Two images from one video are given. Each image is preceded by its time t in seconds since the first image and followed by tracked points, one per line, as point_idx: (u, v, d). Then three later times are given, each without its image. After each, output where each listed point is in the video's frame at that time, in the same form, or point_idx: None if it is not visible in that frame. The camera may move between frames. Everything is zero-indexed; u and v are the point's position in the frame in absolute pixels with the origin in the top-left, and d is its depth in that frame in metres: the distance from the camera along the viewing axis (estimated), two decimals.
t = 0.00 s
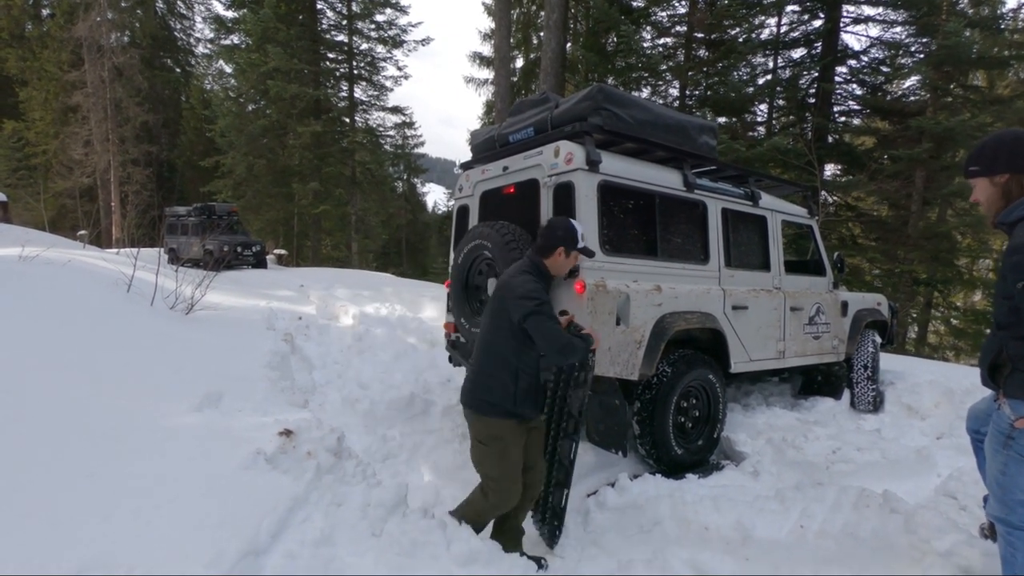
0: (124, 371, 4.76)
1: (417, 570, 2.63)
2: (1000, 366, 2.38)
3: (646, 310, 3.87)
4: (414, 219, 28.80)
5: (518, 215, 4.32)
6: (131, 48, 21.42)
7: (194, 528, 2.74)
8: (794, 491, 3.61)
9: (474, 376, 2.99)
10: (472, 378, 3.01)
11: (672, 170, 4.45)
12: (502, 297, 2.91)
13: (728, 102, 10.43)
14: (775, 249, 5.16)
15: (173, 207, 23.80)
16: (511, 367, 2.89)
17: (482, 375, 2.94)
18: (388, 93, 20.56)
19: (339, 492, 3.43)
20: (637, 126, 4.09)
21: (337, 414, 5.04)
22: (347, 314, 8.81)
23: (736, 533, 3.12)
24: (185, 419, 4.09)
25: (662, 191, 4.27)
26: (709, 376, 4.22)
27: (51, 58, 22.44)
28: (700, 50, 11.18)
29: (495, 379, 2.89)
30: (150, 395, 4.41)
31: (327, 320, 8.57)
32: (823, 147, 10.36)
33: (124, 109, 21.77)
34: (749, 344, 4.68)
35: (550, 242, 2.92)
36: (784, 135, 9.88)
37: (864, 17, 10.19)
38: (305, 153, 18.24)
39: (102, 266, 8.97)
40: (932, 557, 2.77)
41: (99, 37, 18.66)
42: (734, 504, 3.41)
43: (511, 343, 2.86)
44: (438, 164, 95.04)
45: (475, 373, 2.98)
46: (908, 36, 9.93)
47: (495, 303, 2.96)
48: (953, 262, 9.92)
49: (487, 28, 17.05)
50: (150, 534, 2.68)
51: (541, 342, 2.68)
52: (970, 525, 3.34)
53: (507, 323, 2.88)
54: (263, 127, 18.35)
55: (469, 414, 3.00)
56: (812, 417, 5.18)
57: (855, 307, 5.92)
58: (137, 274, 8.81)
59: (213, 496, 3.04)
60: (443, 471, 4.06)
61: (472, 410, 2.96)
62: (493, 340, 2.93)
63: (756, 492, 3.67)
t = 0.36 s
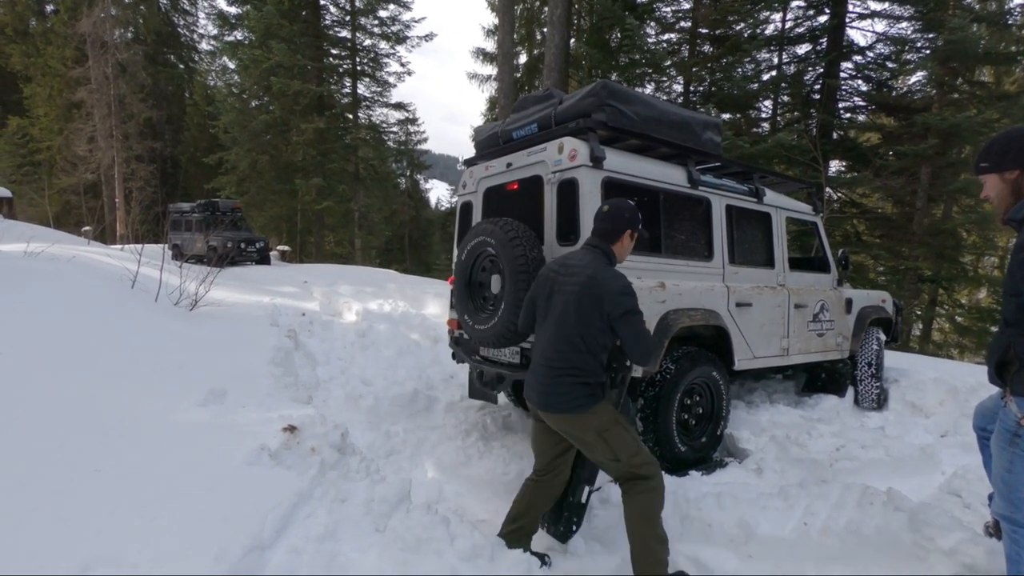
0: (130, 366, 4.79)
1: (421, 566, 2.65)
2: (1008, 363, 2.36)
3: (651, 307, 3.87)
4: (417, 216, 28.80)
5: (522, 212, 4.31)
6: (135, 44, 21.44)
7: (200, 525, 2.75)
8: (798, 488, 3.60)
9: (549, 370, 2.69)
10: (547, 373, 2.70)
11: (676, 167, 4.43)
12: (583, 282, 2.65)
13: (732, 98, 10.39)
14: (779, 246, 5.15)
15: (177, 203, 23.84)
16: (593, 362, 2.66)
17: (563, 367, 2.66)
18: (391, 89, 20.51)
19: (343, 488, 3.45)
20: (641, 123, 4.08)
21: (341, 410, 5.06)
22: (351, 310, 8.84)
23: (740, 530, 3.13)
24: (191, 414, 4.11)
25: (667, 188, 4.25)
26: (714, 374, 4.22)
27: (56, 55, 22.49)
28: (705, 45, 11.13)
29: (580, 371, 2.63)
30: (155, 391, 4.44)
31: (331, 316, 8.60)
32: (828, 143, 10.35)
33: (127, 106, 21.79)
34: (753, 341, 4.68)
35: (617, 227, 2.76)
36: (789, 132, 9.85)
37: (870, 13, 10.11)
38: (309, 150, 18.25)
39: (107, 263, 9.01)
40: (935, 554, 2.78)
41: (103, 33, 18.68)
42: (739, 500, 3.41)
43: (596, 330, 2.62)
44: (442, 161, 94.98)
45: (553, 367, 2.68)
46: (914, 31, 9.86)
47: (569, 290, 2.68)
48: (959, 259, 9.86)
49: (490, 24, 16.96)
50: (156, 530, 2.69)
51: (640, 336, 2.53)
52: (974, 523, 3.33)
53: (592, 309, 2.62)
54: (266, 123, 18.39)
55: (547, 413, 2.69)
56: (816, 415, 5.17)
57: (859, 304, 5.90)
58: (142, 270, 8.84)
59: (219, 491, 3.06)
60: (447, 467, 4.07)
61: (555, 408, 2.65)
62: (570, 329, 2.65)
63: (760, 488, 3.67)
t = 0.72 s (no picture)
0: (136, 364, 4.82)
1: (425, 561, 2.67)
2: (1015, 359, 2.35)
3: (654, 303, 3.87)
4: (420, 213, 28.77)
5: (524, 209, 4.31)
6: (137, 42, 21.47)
7: (205, 521, 2.76)
8: (802, 484, 3.60)
9: (671, 403, 2.36)
10: (664, 404, 2.36)
11: (679, 163, 4.42)
12: (708, 303, 2.35)
13: (736, 94, 10.36)
14: (783, 242, 5.14)
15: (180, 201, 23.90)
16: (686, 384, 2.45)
17: (685, 397, 2.38)
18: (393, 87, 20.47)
19: (348, 485, 3.47)
20: (645, 119, 4.07)
21: (346, 407, 5.08)
22: (355, 308, 8.87)
23: (745, 526, 3.13)
24: (196, 411, 4.14)
25: (670, 184, 4.24)
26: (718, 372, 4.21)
27: (59, 54, 22.54)
28: (708, 41, 11.08)
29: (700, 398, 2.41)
30: (160, 388, 4.47)
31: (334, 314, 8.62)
32: (833, 138, 10.37)
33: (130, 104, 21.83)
34: (757, 338, 4.67)
35: (707, 231, 2.54)
36: (792, 127, 9.82)
37: (874, 7, 10.05)
38: (312, 148, 18.26)
39: (113, 261, 9.05)
40: (939, 551, 2.78)
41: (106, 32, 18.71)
42: (744, 497, 3.41)
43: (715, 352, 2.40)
44: (444, 158, 94.86)
45: (672, 398, 2.36)
46: (919, 25, 9.79)
47: (688, 308, 2.34)
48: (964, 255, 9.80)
49: (492, 20, 16.88)
50: (162, 526, 2.71)
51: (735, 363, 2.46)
52: (978, 520, 3.33)
53: (716, 331, 2.38)
54: (270, 121, 18.48)
55: (664, 450, 2.38)
56: (820, 411, 5.16)
57: (863, 300, 5.90)
58: (146, 268, 8.88)
59: (223, 487, 3.08)
60: (451, 464, 4.08)
61: (678, 444, 2.38)
62: (690, 355, 2.36)
63: (764, 485, 3.67)
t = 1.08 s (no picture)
0: (139, 365, 4.84)
1: (429, 562, 2.66)
2: (1021, 358, 2.34)
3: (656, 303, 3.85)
4: (422, 213, 28.77)
5: (527, 210, 4.32)
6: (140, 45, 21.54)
7: (210, 522, 2.77)
8: (806, 483, 3.60)
9: (730, 412, 2.26)
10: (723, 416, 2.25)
11: (682, 162, 4.42)
12: (759, 305, 2.27)
13: (738, 94, 10.35)
14: (786, 242, 5.13)
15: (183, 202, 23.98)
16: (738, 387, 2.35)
17: (741, 405, 2.29)
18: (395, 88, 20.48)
19: (352, 485, 3.48)
20: (647, 119, 4.07)
21: (349, 407, 5.09)
22: (357, 308, 8.91)
23: (749, 526, 3.12)
24: (199, 412, 4.14)
25: (673, 183, 4.24)
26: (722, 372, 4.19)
27: (62, 56, 22.63)
28: (710, 40, 11.07)
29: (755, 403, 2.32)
30: (164, 389, 4.48)
31: (337, 315, 8.65)
32: (836, 138, 10.32)
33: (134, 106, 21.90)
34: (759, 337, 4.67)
35: (746, 224, 2.39)
36: (795, 127, 9.81)
37: (877, 6, 10.03)
38: (314, 149, 18.29)
39: (117, 263, 9.09)
40: (944, 549, 2.78)
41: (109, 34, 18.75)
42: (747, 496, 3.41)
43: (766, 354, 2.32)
44: (446, 159, 94.89)
45: (730, 408, 2.26)
46: (922, 24, 9.76)
47: (743, 308, 2.25)
48: (968, 254, 9.77)
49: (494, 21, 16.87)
50: (167, 526, 2.72)
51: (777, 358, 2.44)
52: (984, 520, 3.31)
53: (766, 334, 2.31)
54: (271, 123, 18.49)
55: (726, 464, 2.27)
56: (823, 410, 5.17)
57: (867, 299, 5.85)
58: (150, 270, 8.91)
59: (227, 488, 3.09)
60: (454, 463, 4.09)
61: (738, 456, 2.28)
62: (745, 362, 2.27)
63: (767, 485, 3.66)
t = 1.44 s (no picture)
0: (140, 366, 4.84)
1: (429, 564, 2.66)
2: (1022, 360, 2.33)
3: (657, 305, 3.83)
4: (422, 215, 28.77)
5: (527, 213, 4.32)
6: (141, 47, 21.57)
7: (210, 523, 2.77)
8: (806, 485, 3.59)
9: (767, 405, 2.17)
10: (763, 411, 2.16)
11: (682, 164, 4.42)
12: (784, 280, 2.19)
13: (738, 95, 10.36)
14: (786, 243, 5.13)
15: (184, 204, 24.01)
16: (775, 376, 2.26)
17: (780, 396, 2.19)
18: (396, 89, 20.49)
19: (352, 487, 3.47)
20: (647, 120, 4.08)
21: (349, 409, 5.08)
22: (358, 309, 8.92)
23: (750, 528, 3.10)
24: (200, 413, 4.15)
25: (673, 185, 4.24)
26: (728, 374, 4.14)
27: (63, 58, 22.67)
28: (710, 42, 11.06)
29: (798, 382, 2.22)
30: (164, 390, 4.48)
31: (337, 317, 8.65)
32: (836, 139, 10.32)
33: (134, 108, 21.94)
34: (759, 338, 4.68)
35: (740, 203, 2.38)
36: (795, 128, 9.83)
37: (877, 8, 10.04)
38: (315, 151, 18.30)
39: (117, 264, 9.10)
40: (945, 552, 2.77)
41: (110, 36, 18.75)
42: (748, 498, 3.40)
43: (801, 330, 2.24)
44: (446, 160, 94.91)
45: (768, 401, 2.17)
46: (922, 26, 9.78)
47: (766, 293, 2.16)
48: (968, 255, 9.76)
49: (494, 23, 16.90)
50: (166, 529, 2.71)
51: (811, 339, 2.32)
52: (985, 522, 3.31)
53: (798, 309, 2.22)
54: (271, 125, 18.52)
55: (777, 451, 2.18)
56: (824, 412, 5.17)
57: (868, 301, 5.76)
58: (150, 271, 8.92)
59: (227, 490, 3.08)
60: (455, 465, 4.08)
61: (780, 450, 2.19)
62: (780, 341, 2.18)
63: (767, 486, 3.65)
